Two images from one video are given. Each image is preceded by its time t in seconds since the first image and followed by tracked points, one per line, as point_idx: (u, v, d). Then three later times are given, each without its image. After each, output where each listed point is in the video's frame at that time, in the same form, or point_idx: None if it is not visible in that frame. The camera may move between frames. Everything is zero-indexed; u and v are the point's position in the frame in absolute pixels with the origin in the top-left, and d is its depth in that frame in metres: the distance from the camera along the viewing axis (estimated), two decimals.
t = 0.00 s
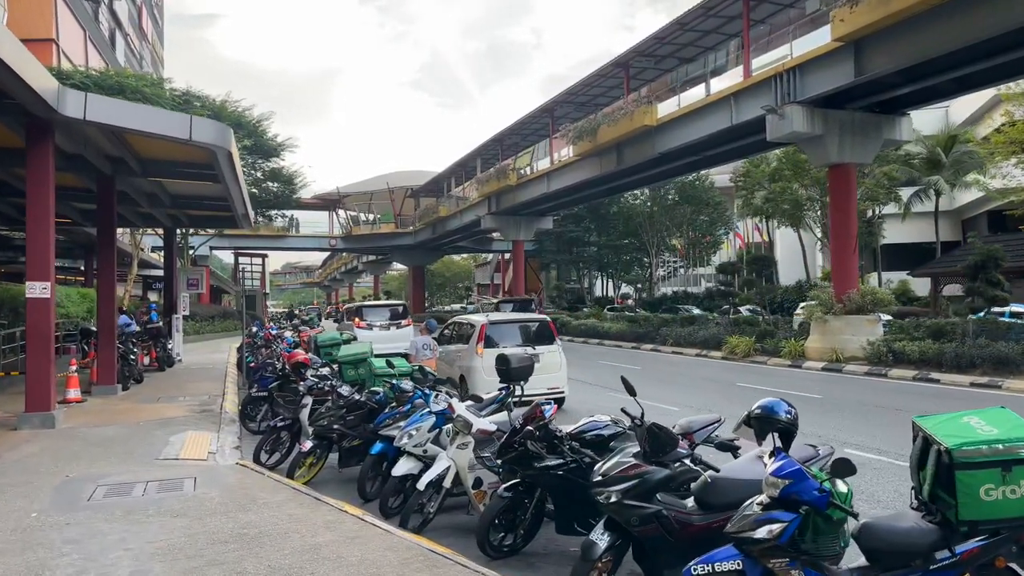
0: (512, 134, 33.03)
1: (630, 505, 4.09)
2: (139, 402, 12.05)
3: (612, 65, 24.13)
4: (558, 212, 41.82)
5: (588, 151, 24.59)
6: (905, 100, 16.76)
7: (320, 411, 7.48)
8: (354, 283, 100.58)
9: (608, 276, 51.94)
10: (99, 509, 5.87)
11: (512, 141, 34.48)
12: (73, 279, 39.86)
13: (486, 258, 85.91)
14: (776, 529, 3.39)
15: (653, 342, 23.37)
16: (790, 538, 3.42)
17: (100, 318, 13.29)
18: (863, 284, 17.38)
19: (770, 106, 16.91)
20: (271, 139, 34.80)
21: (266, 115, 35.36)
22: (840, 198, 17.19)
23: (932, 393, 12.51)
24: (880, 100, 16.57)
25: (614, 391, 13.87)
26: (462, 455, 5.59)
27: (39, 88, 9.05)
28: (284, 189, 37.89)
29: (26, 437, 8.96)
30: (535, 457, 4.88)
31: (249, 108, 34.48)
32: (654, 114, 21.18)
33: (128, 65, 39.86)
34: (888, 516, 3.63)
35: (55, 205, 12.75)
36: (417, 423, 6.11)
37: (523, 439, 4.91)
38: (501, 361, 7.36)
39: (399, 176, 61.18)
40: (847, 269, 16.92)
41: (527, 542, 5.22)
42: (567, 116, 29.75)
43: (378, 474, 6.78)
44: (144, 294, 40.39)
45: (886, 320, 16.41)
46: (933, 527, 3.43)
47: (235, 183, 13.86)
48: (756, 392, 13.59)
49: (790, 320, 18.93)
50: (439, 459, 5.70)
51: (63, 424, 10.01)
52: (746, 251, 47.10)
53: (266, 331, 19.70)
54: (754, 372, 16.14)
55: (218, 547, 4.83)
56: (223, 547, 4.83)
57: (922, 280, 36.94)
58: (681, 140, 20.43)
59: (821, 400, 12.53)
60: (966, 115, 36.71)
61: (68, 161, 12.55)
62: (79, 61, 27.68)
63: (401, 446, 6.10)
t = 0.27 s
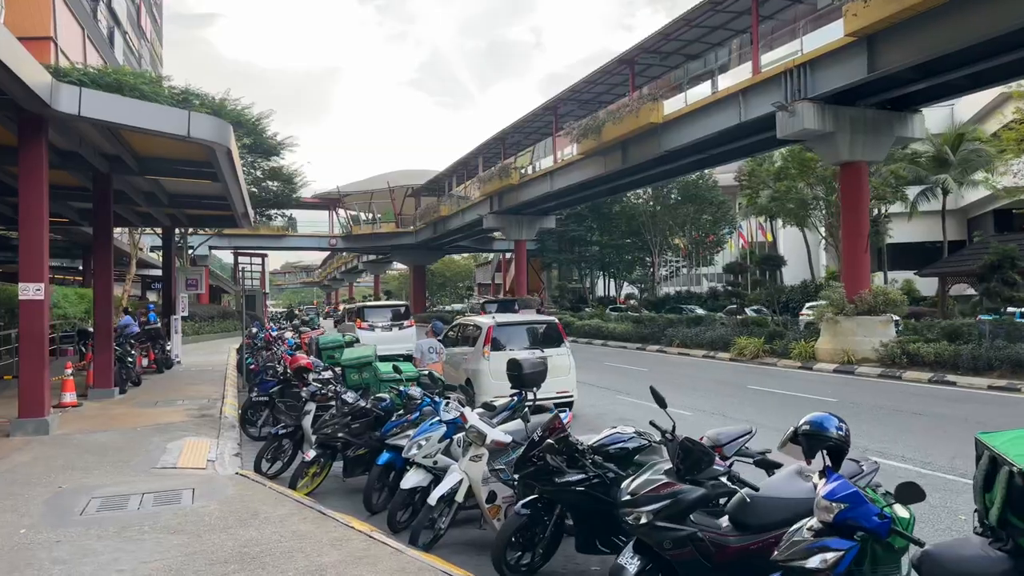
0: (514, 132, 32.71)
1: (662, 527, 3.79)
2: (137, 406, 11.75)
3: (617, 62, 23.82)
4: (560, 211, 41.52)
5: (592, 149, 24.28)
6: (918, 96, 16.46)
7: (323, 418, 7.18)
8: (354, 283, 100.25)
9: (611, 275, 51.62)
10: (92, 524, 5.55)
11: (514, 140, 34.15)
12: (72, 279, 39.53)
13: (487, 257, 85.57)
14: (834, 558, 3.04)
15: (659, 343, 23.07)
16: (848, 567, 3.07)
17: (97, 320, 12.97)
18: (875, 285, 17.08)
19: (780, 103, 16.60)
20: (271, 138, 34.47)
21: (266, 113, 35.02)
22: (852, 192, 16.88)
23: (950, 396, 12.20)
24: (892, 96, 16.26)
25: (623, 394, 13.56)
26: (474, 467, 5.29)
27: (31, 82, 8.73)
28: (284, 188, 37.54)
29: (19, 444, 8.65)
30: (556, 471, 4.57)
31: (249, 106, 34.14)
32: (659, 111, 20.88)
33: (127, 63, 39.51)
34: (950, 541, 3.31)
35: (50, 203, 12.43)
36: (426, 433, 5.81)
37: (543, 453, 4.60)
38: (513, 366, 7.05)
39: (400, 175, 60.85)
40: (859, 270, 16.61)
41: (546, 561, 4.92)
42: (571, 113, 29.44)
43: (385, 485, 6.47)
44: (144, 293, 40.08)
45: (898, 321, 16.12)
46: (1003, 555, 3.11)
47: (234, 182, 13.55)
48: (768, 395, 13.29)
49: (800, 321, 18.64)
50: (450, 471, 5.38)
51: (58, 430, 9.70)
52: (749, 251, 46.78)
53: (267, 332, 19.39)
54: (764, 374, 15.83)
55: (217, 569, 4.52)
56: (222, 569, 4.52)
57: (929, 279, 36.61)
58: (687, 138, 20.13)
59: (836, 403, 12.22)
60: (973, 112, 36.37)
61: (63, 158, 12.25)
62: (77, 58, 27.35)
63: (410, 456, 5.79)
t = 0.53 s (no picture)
0: (518, 130, 32.45)
1: (702, 540, 3.52)
2: (137, 407, 11.46)
3: (622, 58, 23.56)
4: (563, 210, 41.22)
5: (598, 146, 24.00)
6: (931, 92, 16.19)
7: (330, 419, 6.90)
8: (355, 283, 99.91)
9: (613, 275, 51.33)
10: (89, 532, 5.28)
11: (517, 138, 33.88)
12: (71, 279, 39.25)
13: (488, 258, 85.29)
14: None
15: (665, 343, 22.78)
16: None
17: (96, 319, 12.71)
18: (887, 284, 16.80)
19: (791, 98, 16.33)
20: (272, 136, 34.23)
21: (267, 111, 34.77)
22: (864, 189, 16.59)
23: (968, 397, 11.92)
24: (906, 91, 15.99)
25: (633, 394, 13.29)
26: (492, 472, 5.00)
27: (29, 73, 8.48)
28: (285, 187, 37.26)
29: (14, 447, 8.39)
30: (581, 478, 4.28)
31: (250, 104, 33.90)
32: (666, 108, 20.60)
33: (127, 62, 39.27)
34: None
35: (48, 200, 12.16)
36: (440, 435, 5.53)
37: (567, 458, 4.31)
38: (527, 366, 6.76)
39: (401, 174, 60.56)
40: (871, 268, 16.36)
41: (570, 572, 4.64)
42: (575, 111, 29.18)
43: (395, 489, 6.19)
44: (144, 293, 39.80)
45: (910, 320, 15.85)
46: None
47: (237, 178, 13.26)
48: (781, 396, 13.01)
49: (810, 321, 18.35)
50: (467, 476, 5.08)
51: (55, 432, 9.42)
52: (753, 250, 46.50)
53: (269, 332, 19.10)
54: (775, 374, 15.56)
55: None
56: None
57: (934, 279, 36.34)
58: (695, 135, 19.86)
59: (852, 403, 11.95)
60: (979, 111, 36.09)
61: (61, 153, 11.98)
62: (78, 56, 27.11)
63: (422, 460, 5.51)
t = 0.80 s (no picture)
0: (521, 129, 32.19)
1: (748, 564, 3.26)
2: (138, 411, 11.20)
3: (628, 56, 23.31)
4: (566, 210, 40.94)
5: (603, 145, 23.73)
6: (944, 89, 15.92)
7: (338, 426, 6.64)
8: (356, 283, 99.61)
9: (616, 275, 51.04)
10: (87, 546, 5.02)
11: (520, 137, 33.62)
12: (71, 279, 38.99)
13: (490, 258, 84.97)
14: None
15: (672, 344, 22.50)
16: None
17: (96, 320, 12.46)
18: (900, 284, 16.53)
19: (802, 95, 16.07)
20: (274, 135, 33.97)
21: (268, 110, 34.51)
22: (877, 188, 16.33)
23: (988, 400, 11.65)
24: (919, 88, 15.71)
25: (643, 397, 13.02)
26: (511, 484, 4.74)
27: (27, 68, 8.23)
28: (287, 186, 36.98)
29: (10, 453, 8.13)
30: (609, 493, 4.02)
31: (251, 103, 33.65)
32: (674, 106, 20.34)
33: (128, 61, 39.03)
34: None
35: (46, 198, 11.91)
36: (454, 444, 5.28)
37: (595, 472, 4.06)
38: (543, 370, 6.49)
39: (403, 173, 60.29)
40: (883, 268, 16.10)
41: None
42: (579, 110, 28.92)
43: (406, 500, 5.92)
44: (144, 293, 39.54)
45: (924, 321, 15.60)
46: None
47: (240, 177, 12.99)
48: (795, 399, 12.75)
49: (820, 321, 18.08)
50: (484, 489, 4.81)
51: (53, 437, 9.16)
52: (758, 250, 46.23)
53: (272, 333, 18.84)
54: (787, 376, 15.30)
55: None
56: None
57: (941, 279, 36.03)
58: (703, 133, 19.60)
59: (868, 407, 11.68)
60: (986, 109, 35.75)
61: (61, 151, 11.71)
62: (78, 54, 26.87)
63: (436, 471, 5.26)
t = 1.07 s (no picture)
0: (525, 128, 31.93)
1: None
2: (137, 412, 10.94)
3: (635, 53, 23.05)
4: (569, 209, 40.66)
5: (609, 143, 23.48)
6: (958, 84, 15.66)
7: (345, 428, 6.38)
8: (358, 283, 99.33)
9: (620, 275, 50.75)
10: (82, 557, 4.76)
11: (524, 136, 33.35)
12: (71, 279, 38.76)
13: (492, 258, 84.71)
14: None
15: (680, 344, 22.24)
16: None
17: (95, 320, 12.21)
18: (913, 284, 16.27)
19: (814, 91, 15.80)
20: (276, 134, 33.71)
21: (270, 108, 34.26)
22: (890, 185, 16.07)
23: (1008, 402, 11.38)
24: (933, 84, 15.44)
25: (654, 398, 12.76)
26: (532, 492, 4.45)
27: (24, 61, 7.98)
28: (289, 186, 36.68)
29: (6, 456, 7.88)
30: (641, 503, 3.76)
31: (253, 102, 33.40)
32: (681, 103, 20.10)
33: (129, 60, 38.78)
34: None
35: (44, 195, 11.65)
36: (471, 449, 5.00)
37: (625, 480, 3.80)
38: (558, 370, 6.20)
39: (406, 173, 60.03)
40: (896, 267, 15.84)
41: None
42: (584, 108, 28.65)
43: (418, 506, 5.66)
44: (145, 293, 39.31)
45: (938, 321, 15.33)
46: None
47: (242, 174, 12.74)
48: (810, 400, 12.48)
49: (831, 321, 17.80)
50: (502, 497, 4.51)
51: (50, 439, 8.91)
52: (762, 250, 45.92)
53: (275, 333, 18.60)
54: (799, 377, 15.04)
55: None
56: None
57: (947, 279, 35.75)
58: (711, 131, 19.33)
59: (886, 409, 11.40)
60: (993, 108, 35.45)
61: (59, 147, 11.47)
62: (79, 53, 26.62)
63: (450, 476, 4.98)
